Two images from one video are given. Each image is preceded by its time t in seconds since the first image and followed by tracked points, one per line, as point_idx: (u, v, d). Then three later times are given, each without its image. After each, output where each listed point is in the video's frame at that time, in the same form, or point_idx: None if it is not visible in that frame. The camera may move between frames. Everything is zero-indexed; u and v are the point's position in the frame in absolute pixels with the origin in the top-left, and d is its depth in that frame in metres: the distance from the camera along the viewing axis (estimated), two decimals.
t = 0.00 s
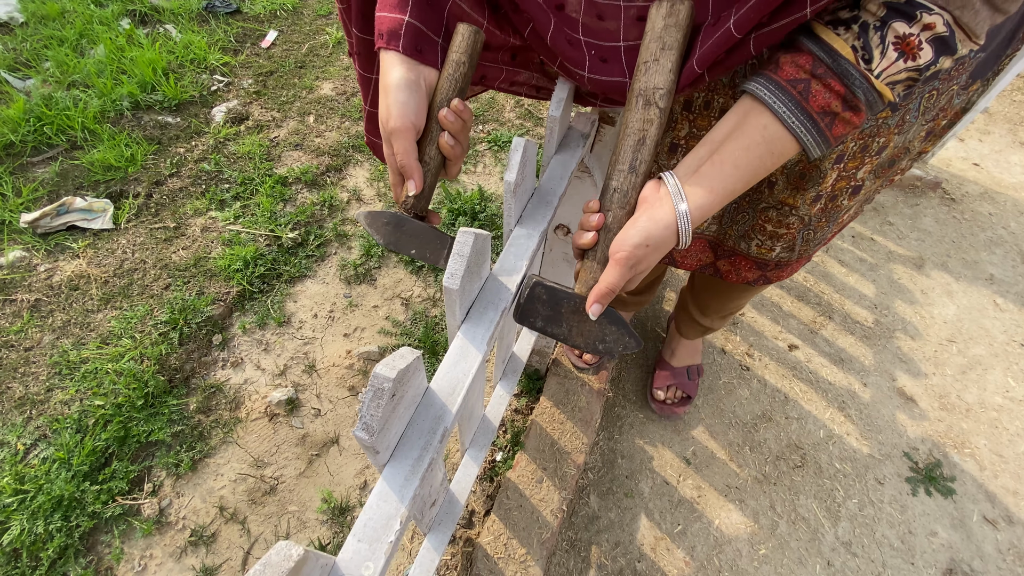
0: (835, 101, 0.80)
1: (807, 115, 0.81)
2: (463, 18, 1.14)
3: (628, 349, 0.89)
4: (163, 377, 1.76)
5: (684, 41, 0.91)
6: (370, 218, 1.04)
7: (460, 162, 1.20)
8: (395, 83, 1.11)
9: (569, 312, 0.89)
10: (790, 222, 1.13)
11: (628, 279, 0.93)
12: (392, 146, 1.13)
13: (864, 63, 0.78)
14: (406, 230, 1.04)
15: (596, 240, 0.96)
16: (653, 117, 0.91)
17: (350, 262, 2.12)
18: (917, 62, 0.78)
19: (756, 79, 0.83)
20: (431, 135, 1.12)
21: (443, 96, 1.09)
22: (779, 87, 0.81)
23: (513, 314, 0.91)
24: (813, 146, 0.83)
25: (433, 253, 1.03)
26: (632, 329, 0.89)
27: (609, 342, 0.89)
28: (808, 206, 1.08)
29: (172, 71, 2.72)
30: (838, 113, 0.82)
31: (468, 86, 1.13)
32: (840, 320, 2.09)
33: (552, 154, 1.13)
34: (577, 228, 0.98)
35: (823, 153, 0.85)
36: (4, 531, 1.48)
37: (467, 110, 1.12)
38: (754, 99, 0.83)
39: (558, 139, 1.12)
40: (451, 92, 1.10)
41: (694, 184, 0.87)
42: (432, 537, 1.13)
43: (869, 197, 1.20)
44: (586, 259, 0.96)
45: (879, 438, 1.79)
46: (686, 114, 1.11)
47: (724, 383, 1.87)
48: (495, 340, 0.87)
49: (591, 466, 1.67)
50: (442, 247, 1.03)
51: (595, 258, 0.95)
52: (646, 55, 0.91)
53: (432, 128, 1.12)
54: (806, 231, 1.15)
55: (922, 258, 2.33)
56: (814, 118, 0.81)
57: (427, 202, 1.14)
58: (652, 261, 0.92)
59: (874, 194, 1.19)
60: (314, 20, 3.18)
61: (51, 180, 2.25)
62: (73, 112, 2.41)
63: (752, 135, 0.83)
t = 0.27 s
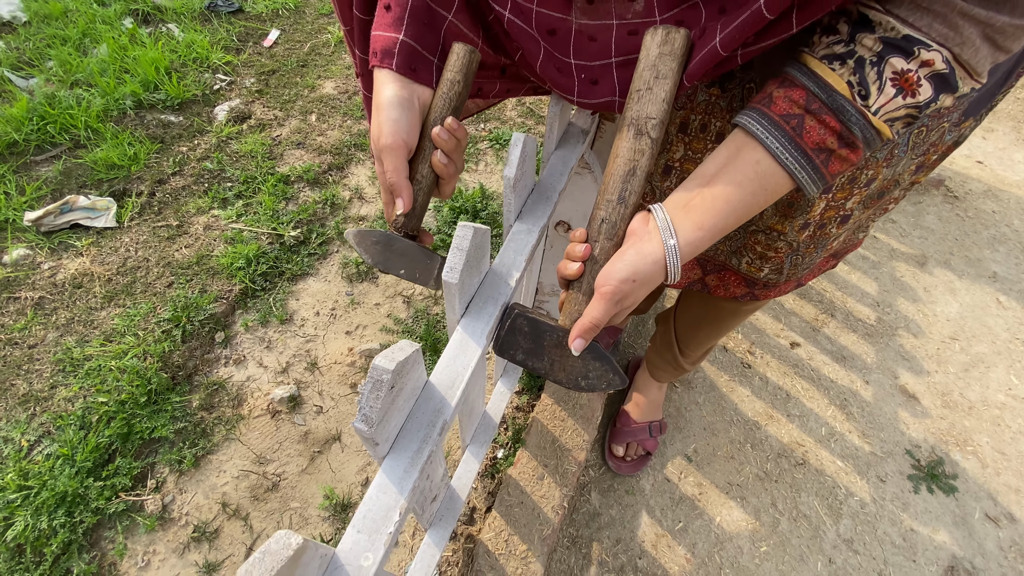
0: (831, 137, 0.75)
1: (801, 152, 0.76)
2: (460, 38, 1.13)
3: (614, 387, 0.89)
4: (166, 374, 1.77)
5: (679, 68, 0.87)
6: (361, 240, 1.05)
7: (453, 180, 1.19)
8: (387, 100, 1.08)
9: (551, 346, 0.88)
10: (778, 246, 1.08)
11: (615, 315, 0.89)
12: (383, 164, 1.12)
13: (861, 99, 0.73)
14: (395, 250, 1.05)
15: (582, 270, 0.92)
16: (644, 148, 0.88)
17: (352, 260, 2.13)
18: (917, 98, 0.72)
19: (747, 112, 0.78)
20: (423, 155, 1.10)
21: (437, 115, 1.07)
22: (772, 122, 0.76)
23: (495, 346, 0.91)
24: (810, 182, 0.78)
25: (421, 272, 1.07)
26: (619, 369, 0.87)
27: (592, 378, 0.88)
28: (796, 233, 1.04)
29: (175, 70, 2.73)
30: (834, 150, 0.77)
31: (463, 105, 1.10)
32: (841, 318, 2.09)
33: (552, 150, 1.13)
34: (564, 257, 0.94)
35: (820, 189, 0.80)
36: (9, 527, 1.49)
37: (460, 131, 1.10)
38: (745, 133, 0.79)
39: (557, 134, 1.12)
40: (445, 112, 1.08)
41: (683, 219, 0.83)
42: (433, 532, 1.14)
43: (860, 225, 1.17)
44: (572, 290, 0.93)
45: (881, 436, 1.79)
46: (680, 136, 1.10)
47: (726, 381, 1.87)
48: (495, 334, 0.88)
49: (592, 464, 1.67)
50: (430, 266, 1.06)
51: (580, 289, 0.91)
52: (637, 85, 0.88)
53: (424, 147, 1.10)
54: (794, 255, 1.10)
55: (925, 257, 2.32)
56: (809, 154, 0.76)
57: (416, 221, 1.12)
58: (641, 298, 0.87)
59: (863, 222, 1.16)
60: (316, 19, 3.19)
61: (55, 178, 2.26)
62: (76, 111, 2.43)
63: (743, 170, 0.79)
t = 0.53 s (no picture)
0: (841, 143, 0.73)
1: (808, 157, 0.74)
2: (466, 42, 1.13)
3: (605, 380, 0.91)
4: (169, 368, 1.78)
5: (694, 62, 0.86)
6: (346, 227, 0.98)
7: (438, 183, 1.19)
8: (394, 90, 1.07)
9: (545, 337, 0.88)
10: (775, 259, 1.08)
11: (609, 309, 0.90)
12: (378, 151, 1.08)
13: (874, 106, 0.70)
14: (381, 242, 1.01)
15: (582, 264, 0.92)
16: (653, 142, 0.87)
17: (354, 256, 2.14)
18: (935, 107, 0.68)
19: (757, 114, 0.77)
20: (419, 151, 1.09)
21: (441, 115, 1.08)
22: (779, 124, 0.75)
23: (490, 334, 0.91)
24: (818, 191, 0.76)
25: (403, 270, 1.03)
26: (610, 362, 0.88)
27: (584, 370, 0.90)
28: (792, 249, 1.04)
29: (178, 67, 2.74)
30: (845, 157, 0.74)
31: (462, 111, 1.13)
32: (843, 313, 2.08)
33: (550, 142, 1.15)
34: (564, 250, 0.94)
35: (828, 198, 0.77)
36: (14, 517, 1.50)
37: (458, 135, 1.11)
38: (754, 135, 0.77)
39: (555, 125, 1.14)
40: (447, 115, 1.08)
41: (685, 220, 0.82)
42: (434, 522, 1.15)
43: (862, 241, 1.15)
44: (570, 283, 0.93)
45: (881, 430, 1.79)
46: (691, 148, 1.09)
47: (726, 375, 1.87)
48: (493, 321, 0.89)
49: (592, 457, 1.69)
50: (414, 264, 1.04)
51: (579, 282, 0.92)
52: (650, 78, 0.87)
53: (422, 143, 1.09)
54: (791, 269, 1.10)
55: (926, 252, 2.31)
56: (817, 160, 0.74)
57: (401, 215, 1.08)
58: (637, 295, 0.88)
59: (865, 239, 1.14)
60: (318, 16, 3.20)
61: (59, 174, 2.28)
62: (80, 108, 2.44)
63: (749, 172, 0.78)
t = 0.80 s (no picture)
0: (835, 131, 0.73)
1: (802, 145, 0.75)
2: (462, 40, 1.14)
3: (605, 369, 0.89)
4: (172, 362, 1.80)
5: (685, 57, 0.87)
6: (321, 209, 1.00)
7: (427, 173, 1.19)
8: (377, 82, 1.09)
9: (541, 325, 0.89)
10: (769, 262, 1.10)
11: (605, 295, 0.91)
12: (361, 139, 1.11)
13: (870, 93, 0.70)
14: (355, 227, 1.01)
15: (578, 253, 0.93)
16: (645, 133, 0.88)
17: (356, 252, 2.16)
18: (933, 95, 0.67)
19: (754, 102, 0.78)
20: (401, 142, 1.11)
21: (424, 106, 1.08)
22: (774, 112, 0.75)
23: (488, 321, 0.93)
24: (812, 179, 0.77)
25: (376, 255, 1.03)
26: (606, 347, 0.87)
27: (581, 360, 0.88)
28: (785, 253, 1.05)
29: (181, 65, 2.76)
30: (839, 146, 0.74)
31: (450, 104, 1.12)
32: (843, 310, 2.08)
33: (549, 136, 1.15)
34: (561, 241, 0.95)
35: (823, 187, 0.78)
36: (19, 509, 1.52)
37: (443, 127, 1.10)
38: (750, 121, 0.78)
39: (554, 119, 1.15)
40: (431, 106, 1.09)
41: (679, 205, 0.83)
42: (434, 512, 1.17)
43: (864, 252, 1.16)
44: (568, 272, 0.94)
45: (881, 426, 1.79)
46: (687, 149, 1.10)
47: (726, 371, 1.87)
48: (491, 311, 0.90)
49: (591, 452, 1.69)
50: (387, 250, 1.04)
51: (575, 270, 0.93)
52: (644, 71, 0.89)
53: (405, 134, 1.10)
54: (786, 274, 1.10)
55: (928, 249, 2.31)
56: (812, 147, 0.75)
57: (383, 202, 1.10)
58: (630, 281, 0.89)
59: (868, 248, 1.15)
60: (320, 14, 3.21)
61: (63, 171, 2.30)
62: (84, 106, 2.46)
63: (744, 159, 0.79)
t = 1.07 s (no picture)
0: (836, 118, 0.73)
1: (802, 131, 0.75)
2: (468, 48, 1.13)
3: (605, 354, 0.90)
4: (176, 358, 1.81)
5: (688, 46, 0.88)
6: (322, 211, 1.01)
7: (433, 175, 1.18)
8: (382, 87, 1.10)
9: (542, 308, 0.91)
10: (766, 258, 1.10)
11: (607, 280, 0.92)
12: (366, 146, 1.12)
13: (870, 79, 0.70)
14: (358, 229, 1.02)
15: (582, 238, 0.93)
16: (650, 123, 0.89)
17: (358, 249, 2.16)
18: (933, 82, 0.66)
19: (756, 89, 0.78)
20: (405, 147, 1.11)
21: (427, 110, 1.07)
22: (776, 98, 0.75)
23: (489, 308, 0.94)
24: (813, 165, 0.77)
25: (376, 257, 1.03)
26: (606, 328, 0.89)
27: (582, 343, 0.90)
28: (782, 250, 1.05)
29: (185, 63, 2.77)
30: (841, 132, 0.74)
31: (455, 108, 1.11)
32: (845, 307, 2.08)
33: (550, 130, 1.16)
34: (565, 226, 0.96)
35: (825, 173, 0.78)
36: (24, 502, 1.53)
37: (445, 132, 1.09)
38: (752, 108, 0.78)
39: (554, 113, 1.14)
40: (434, 109, 1.07)
41: (680, 190, 0.85)
42: (434, 505, 1.17)
43: (864, 251, 1.16)
44: (571, 258, 0.95)
45: (882, 423, 1.79)
46: (686, 144, 1.10)
47: (727, 368, 1.87)
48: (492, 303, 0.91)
49: (592, 447, 1.70)
50: (387, 251, 1.03)
51: (579, 255, 0.94)
52: (649, 60, 0.89)
53: (409, 140, 1.10)
54: (783, 270, 1.11)
55: (930, 246, 2.30)
56: (812, 134, 0.75)
57: (387, 206, 1.10)
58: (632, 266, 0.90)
59: (868, 247, 1.14)
60: (323, 12, 3.22)
61: (68, 168, 2.31)
62: (89, 103, 2.48)
63: (745, 145, 0.79)
